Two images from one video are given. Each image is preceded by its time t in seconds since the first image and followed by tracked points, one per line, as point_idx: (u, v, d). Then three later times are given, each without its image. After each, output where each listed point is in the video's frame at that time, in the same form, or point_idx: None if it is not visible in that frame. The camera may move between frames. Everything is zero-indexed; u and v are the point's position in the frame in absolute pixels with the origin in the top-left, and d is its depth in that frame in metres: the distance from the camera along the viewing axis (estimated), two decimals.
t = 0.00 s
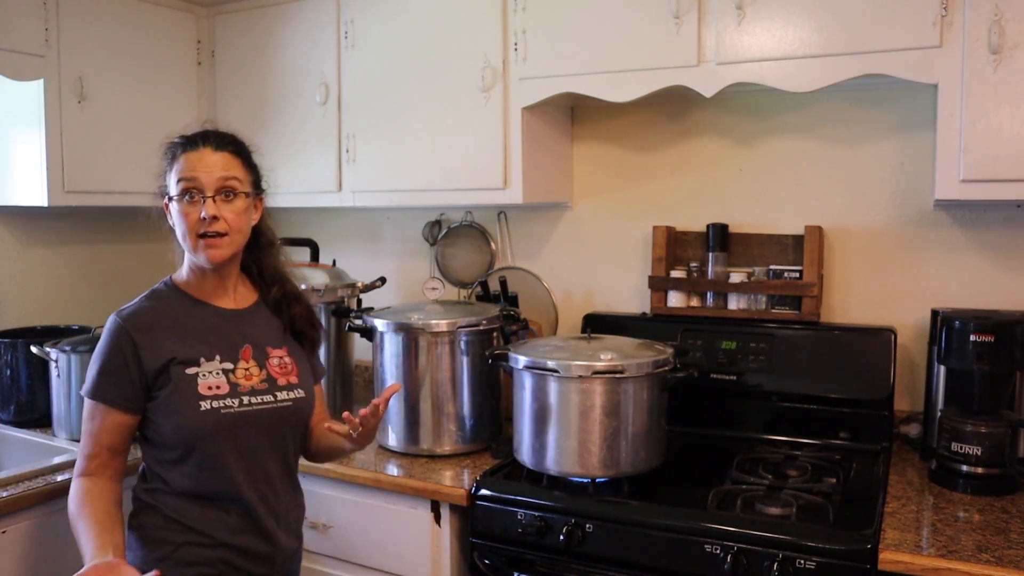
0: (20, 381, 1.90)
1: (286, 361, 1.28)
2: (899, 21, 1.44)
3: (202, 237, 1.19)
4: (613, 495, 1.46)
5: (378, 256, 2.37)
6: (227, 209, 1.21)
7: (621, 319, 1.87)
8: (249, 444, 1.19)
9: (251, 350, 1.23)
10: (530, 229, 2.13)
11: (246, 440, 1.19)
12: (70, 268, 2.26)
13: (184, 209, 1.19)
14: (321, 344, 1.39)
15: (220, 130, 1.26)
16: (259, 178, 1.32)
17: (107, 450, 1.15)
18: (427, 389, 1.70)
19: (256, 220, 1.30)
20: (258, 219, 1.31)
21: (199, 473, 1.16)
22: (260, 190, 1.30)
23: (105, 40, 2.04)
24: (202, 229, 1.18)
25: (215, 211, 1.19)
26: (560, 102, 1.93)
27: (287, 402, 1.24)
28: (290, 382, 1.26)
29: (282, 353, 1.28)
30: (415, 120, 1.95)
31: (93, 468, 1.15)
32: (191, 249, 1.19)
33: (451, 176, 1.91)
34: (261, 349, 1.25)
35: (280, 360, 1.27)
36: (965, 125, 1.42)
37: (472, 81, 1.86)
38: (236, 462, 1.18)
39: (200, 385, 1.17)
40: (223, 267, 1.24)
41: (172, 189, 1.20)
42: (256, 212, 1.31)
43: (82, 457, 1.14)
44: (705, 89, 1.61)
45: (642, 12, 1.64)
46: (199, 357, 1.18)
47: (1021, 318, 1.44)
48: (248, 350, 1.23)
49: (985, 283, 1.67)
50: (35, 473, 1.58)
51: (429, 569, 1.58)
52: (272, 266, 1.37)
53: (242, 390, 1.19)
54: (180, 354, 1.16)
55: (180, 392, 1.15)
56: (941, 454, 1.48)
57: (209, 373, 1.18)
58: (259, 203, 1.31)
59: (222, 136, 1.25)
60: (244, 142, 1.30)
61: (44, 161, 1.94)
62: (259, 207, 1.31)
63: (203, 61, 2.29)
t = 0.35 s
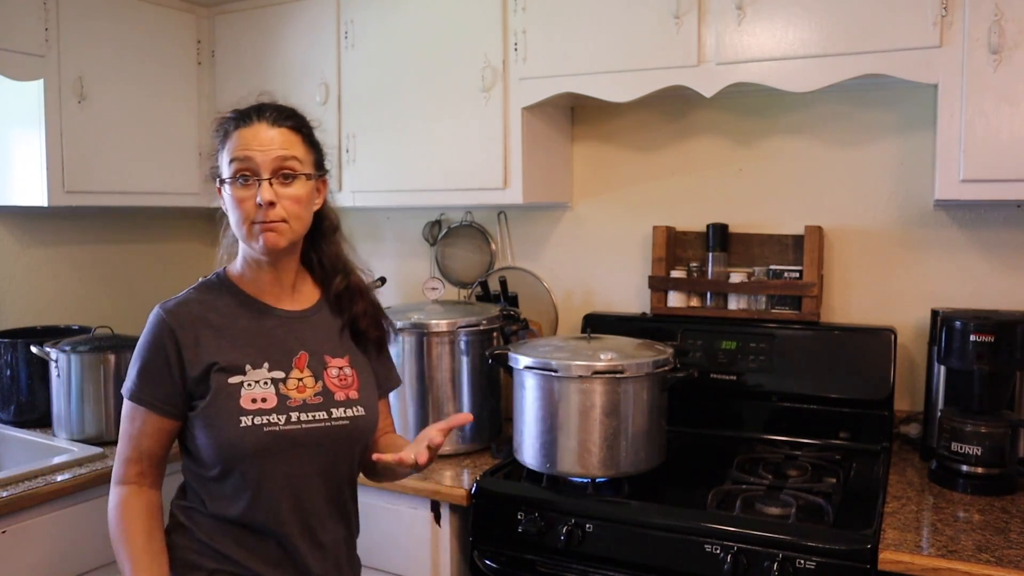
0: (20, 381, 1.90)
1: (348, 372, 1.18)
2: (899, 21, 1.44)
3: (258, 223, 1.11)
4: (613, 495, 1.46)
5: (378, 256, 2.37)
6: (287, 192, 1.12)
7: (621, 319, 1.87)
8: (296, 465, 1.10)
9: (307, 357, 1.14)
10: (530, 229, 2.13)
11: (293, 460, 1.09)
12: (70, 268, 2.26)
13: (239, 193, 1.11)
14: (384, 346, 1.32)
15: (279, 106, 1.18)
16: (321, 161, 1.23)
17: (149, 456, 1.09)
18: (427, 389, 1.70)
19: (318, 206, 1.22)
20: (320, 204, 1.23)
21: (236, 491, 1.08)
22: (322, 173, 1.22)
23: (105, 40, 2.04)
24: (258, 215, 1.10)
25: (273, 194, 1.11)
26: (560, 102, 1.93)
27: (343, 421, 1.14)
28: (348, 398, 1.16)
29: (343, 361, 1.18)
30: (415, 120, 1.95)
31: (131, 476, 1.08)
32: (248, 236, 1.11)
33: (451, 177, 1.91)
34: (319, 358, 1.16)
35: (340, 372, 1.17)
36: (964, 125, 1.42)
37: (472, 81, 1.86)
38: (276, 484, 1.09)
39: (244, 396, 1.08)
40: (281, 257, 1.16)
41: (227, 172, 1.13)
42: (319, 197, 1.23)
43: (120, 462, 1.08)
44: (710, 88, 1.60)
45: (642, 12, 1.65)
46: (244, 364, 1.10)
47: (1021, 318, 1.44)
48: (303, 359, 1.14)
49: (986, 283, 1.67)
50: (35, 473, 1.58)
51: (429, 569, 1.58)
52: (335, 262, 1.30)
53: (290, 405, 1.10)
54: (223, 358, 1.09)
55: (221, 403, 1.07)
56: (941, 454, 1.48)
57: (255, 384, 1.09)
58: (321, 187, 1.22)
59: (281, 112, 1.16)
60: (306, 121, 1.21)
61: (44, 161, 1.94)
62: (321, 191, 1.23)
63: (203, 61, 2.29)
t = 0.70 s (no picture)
0: (20, 381, 1.90)
1: (400, 400, 1.11)
2: (899, 21, 1.44)
3: (326, 245, 1.04)
4: (613, 495, 1.45)
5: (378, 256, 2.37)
6: (360, 213, 1.05)
7: (620, 319, 1.87)
8: (327, 489, 1.05)
9: (355, 379, 1.08)
10: (530, 229, 2.13)
11: (324, 485, 1.05)
12: (70, 268, 2.26)
13: (310, 208, 1.04)
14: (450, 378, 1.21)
15: (360, 113, 1.09)
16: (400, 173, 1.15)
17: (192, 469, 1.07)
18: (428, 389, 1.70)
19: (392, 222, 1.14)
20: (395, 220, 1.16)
21: (267, 506, 1.05)
22: (400, 188, 1.14)
23: (105, 41, 2.04)
24: (326, 236, 1.04)
25: (346, 216, 1.04)
26: (559, 102, 1.93)
27: (385, 451, 1.08)
28: (395, 427, 1.09)
29: (399, 389, 1.11)
30: (415, 120, 1.95)
31: (171, 485, 1.06)
32: (315, 255, 1.05)
33: (451, 177, 1.91)
34: (370, 381, 1.09)
35: (390, 398, 1.10)
36: (964, 125, 1.42)
37: (472, 81, 1.86)
38: (308, 505, 1.05)
39: (280, 414, 1.05)
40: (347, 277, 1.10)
41: (298, 182, 1.06)
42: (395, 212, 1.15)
43: (162, 469, 1.06)
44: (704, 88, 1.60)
45: (642, 12, 1.65)
46: (285, 382, 1.06)
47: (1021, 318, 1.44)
48: (349, 380, 1.08)
49: (986, 283, 1.67)
50: (35, 473, 1.58)
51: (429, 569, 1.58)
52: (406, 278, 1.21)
53: (327, 430, 1.05)
54: (266, 375, 1.05)
55: (256, 419, 1.04)
56: (941, 454, 1.48)
57: (293, 403, 1.05)
58: (398, 202, 1.15)
59: (362, 120, 1.08)
60: (389, 130, 1.13)
61: (44, 161, 1.94)
62: (397, 207, 1.15)
63: (203, 61, 2.29)
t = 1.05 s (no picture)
0: (20, 381, 1.90)
1: (520, 407, 1.04)
2: (899, 21, 1.44)
3: (439, 220, 1.04)
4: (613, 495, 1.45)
5: (379, 256, 2.38)
6: (473, 187, 1.05)
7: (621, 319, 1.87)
8: (432, 502, 1.02)
9: (468, 384, 1.04)
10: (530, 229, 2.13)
11: (430, 500, 1.02)
12: (70, 268, 2.27)
13: (420, 182, 1.05)
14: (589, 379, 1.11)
15: (469, 91, 1.11)
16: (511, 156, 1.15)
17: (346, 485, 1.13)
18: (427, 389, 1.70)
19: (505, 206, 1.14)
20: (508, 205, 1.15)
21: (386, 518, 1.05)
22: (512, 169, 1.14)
23: (105, 40, 2.05)
24: (438, 211, 1.04)
25: (458, 189, 1.04)
26: (559, 102, 1.93)
27: (497, 463, 1.01)
28: (511, 435, 1.02)
29: (518, 393, 1.04)
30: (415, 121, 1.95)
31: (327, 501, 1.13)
32: (427, 233, 1.06)
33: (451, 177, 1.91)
34: (486, 386, 1.04)
35: (508, 405, 1.04)
36: (965, 125, 1.42)
37: (473, 81, 1.86)
38: (418, 517, 1.03)
39: (389, 424, 1.03)
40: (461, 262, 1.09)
41: (408, 159, 1.07)
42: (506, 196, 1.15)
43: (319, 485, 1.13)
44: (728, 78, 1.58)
45: (642, 12, 1.65)
46: (397, 386, 1.05)
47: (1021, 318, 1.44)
48: (462, 386, 1.04)
49: (987, 283, 1.67)
50: (35, 472, 1.58)
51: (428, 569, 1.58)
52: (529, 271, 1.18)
53: (437, 438, 1.02)
54: (379, 381, 1.05)
55: (368, 429, 1.04)
56: (941, 454, 1.48)
57: (402, 412, 1.03)
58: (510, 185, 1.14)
59: (472, 96, 1.10)
60: (499, 111, 1.14)
61: (44, 161, 1.94)
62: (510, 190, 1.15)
63: (203, 61, 2.29)
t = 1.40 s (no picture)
0: (20, 381, 1.90)
1: (596, 410, 1.00)
2: (898, 22, 1.44)
3: (536, 207, 1.03)
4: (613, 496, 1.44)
5: (379, 256, 2.38)
6: (574, 173, 1.03)
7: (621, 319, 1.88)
8: (506, 497, 1.04)
9: (547, 382, 1.03)
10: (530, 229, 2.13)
11: (503, 493, 1.04)
12: (70, 268, 2.26)
13: (518, 169, 1.04)
14: (693, 381, 1.01)
15: (575, 74, 1.09)
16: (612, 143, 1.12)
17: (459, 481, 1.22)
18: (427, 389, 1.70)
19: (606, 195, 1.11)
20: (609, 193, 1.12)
21: (471, 502, 1.10)
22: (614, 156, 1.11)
23: (105, 40, 2.04)
24: (537, 197, 1.03)
25: (558, 176, 1.02)
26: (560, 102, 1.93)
27: (563, 467, 0.99)
28: (582, 440, 0.99)
29: (596, 397, 1.01)
30: (415, 122, 1.95)
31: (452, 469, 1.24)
32: (522, 221, 1.04)
33: (451, 176, 1.91)
34: (565, 385, 1.03)
35: (584, 407, 1.01)
36: (965, 125, 1.42)
37: (473, 81, 1.86)
38: (492, 506, 1.06)
39: (473, 414, 1.07)
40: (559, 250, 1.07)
41: (508, 144, 1.06)
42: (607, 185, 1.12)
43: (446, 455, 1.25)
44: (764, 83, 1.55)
45: (642, 13, 1.65)
46: (485, 378, 1.08)
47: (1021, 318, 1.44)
48: (541, 383, 1.04)
49: (987, 283, 1.67)
50: (34, 473, 1.58)
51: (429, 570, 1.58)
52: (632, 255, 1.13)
53: (510, 434, 1.03)
54: (471, 371, 1.10)
55: (457, 417, 1.10)
56: (941, 454, 1.48)
57: (485, 404, 1.07)
58: (612, 173, 1.12)
59: (575, 79, 1.08)
60: (604, 94, 1.11)
61: (44, 160, 1.94)
62: (610, 178, 1.12)
63: (203, 61, 2.29)
